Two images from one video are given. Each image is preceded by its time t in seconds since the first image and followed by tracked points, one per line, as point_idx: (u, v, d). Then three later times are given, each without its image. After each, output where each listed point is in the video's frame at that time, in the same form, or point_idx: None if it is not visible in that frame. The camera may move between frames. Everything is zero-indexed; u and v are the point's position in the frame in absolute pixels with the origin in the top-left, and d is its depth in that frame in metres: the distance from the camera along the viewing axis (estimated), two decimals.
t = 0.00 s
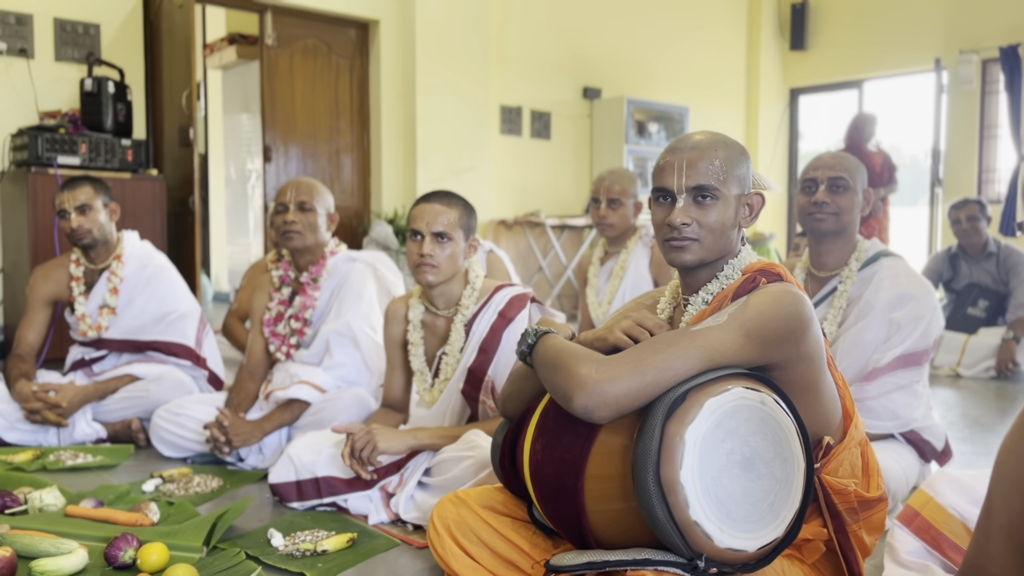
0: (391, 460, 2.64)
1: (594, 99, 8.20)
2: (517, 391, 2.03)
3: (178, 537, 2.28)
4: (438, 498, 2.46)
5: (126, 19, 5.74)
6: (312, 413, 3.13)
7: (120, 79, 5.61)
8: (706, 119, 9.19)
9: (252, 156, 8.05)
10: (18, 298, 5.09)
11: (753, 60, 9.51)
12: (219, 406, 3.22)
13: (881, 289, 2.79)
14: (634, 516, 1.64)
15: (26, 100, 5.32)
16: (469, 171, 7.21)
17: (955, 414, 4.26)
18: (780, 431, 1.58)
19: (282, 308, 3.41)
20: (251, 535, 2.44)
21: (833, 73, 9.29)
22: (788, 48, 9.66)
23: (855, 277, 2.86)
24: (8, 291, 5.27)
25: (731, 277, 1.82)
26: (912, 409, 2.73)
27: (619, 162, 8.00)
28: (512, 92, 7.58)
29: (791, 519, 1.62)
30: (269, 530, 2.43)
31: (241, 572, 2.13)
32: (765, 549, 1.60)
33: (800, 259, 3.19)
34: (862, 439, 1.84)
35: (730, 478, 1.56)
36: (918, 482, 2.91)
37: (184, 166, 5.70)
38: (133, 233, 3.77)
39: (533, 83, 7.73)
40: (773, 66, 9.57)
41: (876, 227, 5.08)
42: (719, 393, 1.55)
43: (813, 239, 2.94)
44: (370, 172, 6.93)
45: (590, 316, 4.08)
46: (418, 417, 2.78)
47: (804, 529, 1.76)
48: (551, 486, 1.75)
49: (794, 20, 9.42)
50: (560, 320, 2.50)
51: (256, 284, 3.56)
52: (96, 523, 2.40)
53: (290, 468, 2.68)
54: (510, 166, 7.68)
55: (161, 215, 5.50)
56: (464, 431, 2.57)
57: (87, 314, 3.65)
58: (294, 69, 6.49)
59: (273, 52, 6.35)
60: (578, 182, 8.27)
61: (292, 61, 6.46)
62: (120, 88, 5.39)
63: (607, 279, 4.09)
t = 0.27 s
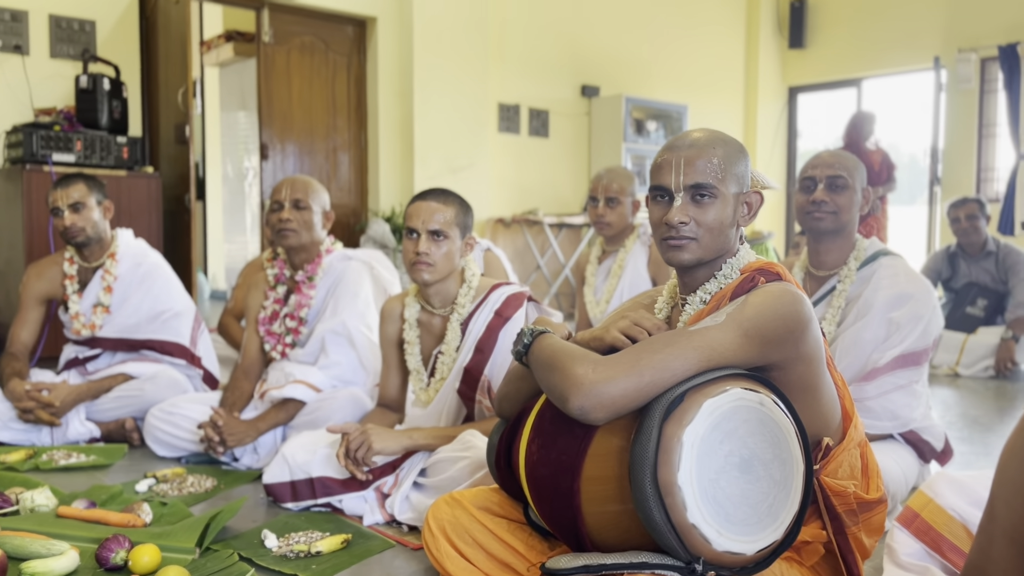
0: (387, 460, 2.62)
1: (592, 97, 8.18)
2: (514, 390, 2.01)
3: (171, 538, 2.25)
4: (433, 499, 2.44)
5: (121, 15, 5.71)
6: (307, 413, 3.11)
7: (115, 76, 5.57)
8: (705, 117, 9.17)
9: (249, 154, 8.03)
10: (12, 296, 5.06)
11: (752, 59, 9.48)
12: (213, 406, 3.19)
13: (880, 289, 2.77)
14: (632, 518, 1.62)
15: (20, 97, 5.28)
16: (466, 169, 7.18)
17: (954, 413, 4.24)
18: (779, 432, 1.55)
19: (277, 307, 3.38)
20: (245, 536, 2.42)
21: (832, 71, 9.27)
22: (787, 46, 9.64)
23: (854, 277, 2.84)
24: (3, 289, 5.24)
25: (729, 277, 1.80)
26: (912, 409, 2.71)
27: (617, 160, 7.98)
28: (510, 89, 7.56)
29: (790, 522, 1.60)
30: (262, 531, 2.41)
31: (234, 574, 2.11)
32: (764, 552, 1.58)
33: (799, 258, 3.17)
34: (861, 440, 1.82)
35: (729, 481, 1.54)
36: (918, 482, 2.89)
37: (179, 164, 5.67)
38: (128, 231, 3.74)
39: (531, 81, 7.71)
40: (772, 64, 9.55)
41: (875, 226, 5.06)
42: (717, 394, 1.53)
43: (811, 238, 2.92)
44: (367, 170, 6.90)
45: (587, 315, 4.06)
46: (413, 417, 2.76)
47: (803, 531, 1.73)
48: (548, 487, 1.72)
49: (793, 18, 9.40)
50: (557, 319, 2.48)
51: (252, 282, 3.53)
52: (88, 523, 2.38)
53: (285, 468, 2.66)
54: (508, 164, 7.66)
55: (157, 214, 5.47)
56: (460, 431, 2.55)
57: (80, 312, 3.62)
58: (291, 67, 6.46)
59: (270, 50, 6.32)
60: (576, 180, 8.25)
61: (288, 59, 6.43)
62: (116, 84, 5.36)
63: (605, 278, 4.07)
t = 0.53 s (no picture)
0: (383, 458, 2.60)
1: (590, 95, 8.16)
2: (511, 388, 1.99)
3: (165, 536, 2.23)
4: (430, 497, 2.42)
5: (118, 12, 5.69)
6: (303, 410, 3.09)
7: (112, 72, 5.55)
8: (703, 115, 9.15)
9: (247, 151, 8.01)
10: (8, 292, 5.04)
11: (751, 57, 9.47)
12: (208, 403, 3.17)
13: (880, 285, 2.75)
14: (629, 516, 1.60)
15: (17, 94, 5.25)
16: (464, 167, 7.16)
17: (953, 411, 4.23)
18: (778, 429, 1.54)
19: (273, 304, 3.36)
20: (240, 534, 2.40)
21: (830, 69, 9.26)
22: (786, 44, 9.63)
23: (854, 274, 2.83)
24: None
25: (728, 273, 1.79)
26: (911, 406, 2.70)
27: (615, 158, 7.96)
28: (508, 87, 7.54)
29: (790, 520, 1.58)
30: (258, 530, 2.39)
31: (228, 572, 2.09)
32: (763, 551, 1.56)
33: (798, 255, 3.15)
34: (861, 438, 1.81)
35: (728, 478, 1.52)
36: (917, 480, 2.88)
37: (177, 161, 5.65)
38: (123, 227, 3.73)
39: (529, 79, 7.69)
40: (770, 62, 9.54)
41: (873, 223, 5.05)
42: (715, 390, 1.51)
43: (810, 235, 2.91)
44: (365, 167, 6.88)
45: (585, 312, 4.05)
46: (410, 414, 2.74)
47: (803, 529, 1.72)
48: (544, 485, 1.71)
49: (792, 16, 9.38)
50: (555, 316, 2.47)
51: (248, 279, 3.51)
52: (82, 521, 2.36)
53: (280, 466, 2.64)
54: (506, 162, 7.64)
55: (154, 211, 5.45)
56: (457, 428, 2.53)
57: (76, 309, 3.60)
58: (288, 64, 6.44)
59: (267, 47, 6.30)
60: (574, 178, 8.23)
61: (286, 56, 6.41)
62: (112, 81, 5.34)
63: (603, 275, 4.05)
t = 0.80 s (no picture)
0: (380, 455, 2.59)
1: (589, 92, 8.14)
2: (509, 384, 1.98)
3: (160, 533, 2.22)
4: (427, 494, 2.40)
5: (115, 8, 5.66)
6: (300, 407, 3.07)
7: (109, 68, 5.52)
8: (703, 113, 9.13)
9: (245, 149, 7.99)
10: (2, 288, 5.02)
11: (750, 54, 9.45)
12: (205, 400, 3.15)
13: (879, 282, 2.74)
14: (628, 513, 1.59)
15: (13, 90, 5.21)
16: (462, 164, 7.14)
17: (953, 409, 4.21)
18: (778, 426, 1.52)
19: (270, 300, 3.35)
20: (236, 531, 2.38)
21: (830, 67, 9.25)
22: (785, 42, 9.62)
23: (853, 270, 2.82)
24: None
25: (728, 268, 1.77)
26: (911, 404, 2.68)
27: (614, 155, 7.93)
28: (507, 84, 7.51)
29: (789, 517, 1.56)
30: (254, 527, 2.37)
31: (224, 569, 2.07)
32: (763, 548, 1.55)
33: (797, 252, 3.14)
34: (862, 435, 1.79)
35: (727, 475, 1.51)
36: (916, 478, 2.86)
37: (174, 157, 5.62)
38: (119, 224, 3.71)
39: (528, 76, 7.66)
40: (769, 60, 9.52)
41: (872, 221, 5.04)
42: (715, 386, 1.49)
43: (809, 231, 2.89)
44: (363, 164, 6.86)
45: (584, 310, 4.04)
46: (407, 411, 2.73)
47: (803, 526, 1.70)
48: (542, 481, 1.69)
49: (791, 14, 9.37)
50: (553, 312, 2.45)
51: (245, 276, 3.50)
52: (77, 518, 2.34)
53: (277, 463, 2.63)
54: (505, 159, 7.62)
55: (151, 208, 5.43)
56: (454, 425, 2.52)
57: (71, 306, 3.58)
58: (286, 60, 6.42)
59: (265, 43, 6.28)
60: (573, 175, 8.21)
61: (284, 52, 6.39)
62: (109, 77, 5.31)
63: (602, 272, 4.04)
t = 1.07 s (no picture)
0: (376, 454, 2.58)
1: (588, 91, 8.13)
2: (506, 383, 1.97)
3: (155, 533, 2.20)
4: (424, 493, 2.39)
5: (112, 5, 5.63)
6: (297, 406, 3.06)
7: (106, 66, 5.49)
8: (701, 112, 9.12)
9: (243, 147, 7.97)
10: None
11: (749, 53, 9.43)
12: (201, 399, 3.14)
13: (878, 281, 2.73)
14: (626, 513, 1.58)
15: (9, 88, 5.18)
16: (459, 163, 7.12)
17: (951, 408, 4.21)
18: (777, 425, 1.51)
19: (266, 298, 3.33)
20: (232, 531, 2.37)
21: (829, 66, 9.24)
22: (784, 41, 9.60)
23: (852, 269, 2.80)
24: None
25: (727, 266, 1.76)
26: (910, 403, 2.67)
27: (612, 154, 7.92)
28: (505, 82, 7.50)
29: (788, 517, 1.55)
30: (249, 526, 2.36)
31: (219, 569, 2.06)
32: (761, 548, 1.54)
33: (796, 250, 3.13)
34: (861, 434, 1.78)
35: (726, 475, 1.50)
36: (915, 477, 2.85)
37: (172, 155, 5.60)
38: (115, 222, 3.70)
39: (526, 74, 7.65)
40: (768, 58, 9.51)
41: (870, 220, 5.03)
42: (713, 385, 1.48)
43: (808, 230, 2.88)
44: (361, 162, 6.84)
45: (582, 308, 4.03)
46: (404, 410, 2.71)
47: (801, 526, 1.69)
48: (539, 481, 1.68)
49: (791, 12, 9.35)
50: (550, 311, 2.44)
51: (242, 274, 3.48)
52: (72, 518, 2.33)
53: (273, 462, 2.61)
54: (503, 158, 7.60)
55: (148, 206, 5.41)
56: (451, 425, 2.50)
57: (67, 304, 3.56)
58: (284, 58, 6.40)
59: (263, 41, 6.26)
60: (571, 174, 8.20)
61: (281, 50, 6.37)
62: (106, 75, 5.28)
63: (600, 271, 4.03)
